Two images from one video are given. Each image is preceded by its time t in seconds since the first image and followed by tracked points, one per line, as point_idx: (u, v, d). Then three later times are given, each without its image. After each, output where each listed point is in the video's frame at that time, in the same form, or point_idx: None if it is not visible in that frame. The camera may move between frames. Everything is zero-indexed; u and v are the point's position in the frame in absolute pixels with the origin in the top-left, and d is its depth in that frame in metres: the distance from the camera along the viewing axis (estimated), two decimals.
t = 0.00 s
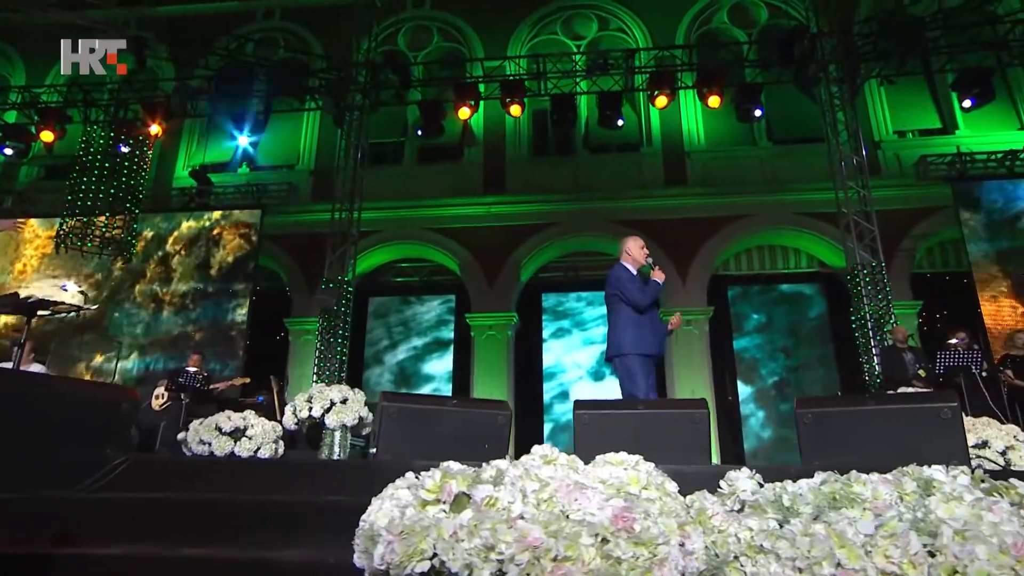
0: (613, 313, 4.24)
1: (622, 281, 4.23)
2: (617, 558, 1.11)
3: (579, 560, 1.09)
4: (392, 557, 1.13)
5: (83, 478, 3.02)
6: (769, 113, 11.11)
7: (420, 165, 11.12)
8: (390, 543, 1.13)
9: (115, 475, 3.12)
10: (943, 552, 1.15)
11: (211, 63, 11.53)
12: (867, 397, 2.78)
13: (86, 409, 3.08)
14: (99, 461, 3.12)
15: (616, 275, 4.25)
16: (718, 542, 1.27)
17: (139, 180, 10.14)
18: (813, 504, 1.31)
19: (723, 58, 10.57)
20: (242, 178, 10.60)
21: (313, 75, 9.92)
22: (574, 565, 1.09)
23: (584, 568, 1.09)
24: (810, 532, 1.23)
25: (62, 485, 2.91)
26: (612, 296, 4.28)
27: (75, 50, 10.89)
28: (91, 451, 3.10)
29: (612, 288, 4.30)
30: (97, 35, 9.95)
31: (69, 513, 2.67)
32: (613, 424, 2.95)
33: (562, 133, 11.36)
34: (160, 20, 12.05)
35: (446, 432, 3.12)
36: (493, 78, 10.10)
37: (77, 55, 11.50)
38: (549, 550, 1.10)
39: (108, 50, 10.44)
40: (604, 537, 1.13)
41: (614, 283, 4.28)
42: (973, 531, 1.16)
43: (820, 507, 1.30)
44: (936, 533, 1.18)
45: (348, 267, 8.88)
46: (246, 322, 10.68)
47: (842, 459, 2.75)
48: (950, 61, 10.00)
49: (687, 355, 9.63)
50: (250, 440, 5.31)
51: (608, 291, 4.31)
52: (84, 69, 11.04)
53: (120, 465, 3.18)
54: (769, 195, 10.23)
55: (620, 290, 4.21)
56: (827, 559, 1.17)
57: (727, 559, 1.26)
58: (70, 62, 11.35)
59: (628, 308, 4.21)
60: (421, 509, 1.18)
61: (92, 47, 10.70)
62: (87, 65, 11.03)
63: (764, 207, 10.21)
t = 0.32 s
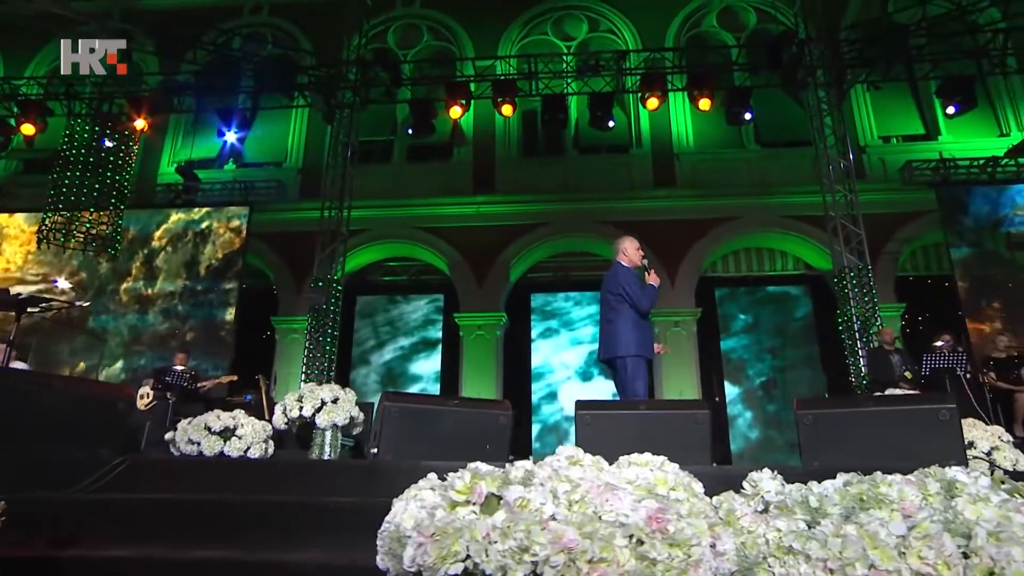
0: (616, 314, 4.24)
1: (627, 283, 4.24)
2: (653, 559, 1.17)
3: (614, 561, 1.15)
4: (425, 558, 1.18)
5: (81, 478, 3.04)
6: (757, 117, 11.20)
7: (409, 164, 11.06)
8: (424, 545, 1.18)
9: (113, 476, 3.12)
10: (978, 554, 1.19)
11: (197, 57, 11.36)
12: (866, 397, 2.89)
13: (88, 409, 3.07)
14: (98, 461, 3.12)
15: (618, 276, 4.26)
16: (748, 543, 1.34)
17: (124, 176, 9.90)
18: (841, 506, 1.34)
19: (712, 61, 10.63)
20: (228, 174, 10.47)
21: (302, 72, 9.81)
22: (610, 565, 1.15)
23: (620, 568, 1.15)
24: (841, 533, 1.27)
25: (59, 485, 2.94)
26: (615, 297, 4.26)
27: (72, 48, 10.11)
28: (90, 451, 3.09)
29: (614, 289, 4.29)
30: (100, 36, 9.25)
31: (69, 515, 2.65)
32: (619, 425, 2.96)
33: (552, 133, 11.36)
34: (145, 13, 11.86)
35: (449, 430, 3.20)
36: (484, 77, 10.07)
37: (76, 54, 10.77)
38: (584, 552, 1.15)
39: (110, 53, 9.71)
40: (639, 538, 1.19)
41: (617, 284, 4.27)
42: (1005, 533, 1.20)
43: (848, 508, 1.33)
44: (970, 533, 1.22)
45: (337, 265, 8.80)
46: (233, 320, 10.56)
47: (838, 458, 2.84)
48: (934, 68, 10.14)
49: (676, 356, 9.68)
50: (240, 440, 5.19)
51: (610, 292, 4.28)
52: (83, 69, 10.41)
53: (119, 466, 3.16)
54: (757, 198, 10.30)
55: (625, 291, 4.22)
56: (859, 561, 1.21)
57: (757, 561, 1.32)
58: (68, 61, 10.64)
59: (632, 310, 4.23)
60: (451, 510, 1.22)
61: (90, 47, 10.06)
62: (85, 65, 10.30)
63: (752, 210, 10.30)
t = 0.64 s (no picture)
0: (616, 313, 4.24)
1: (629, 283, 4.26)
2: (686, 561, 1.22)
3: (648, 562, 1.19)
4: (459, 560, 1.22)
5: (79, 479, 2.94)
6: (746, 121, 11.28)
7: (399, 163, 11.01)
8: (457, 547, 1.22)
9: (111, 476, 3.02)
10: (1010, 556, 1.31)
11: (182, 52, 11.19)
12: (865, 399, 2.97)
13: (88, 409, 3.06)
14: (92, 462, 3.03)
15: (619, 276, 4.28)
16: (777, 543, 1.46)
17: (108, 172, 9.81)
18: (867, 507, 1.45)
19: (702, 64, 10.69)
20: (213, 170, 10.34)
21: (291, 68, 9.72)
22: (643, 565, 1.19)
23: (653, 569, 1.19)
24: (870, 533, 1.37)
25: (57, 486, 2.84)
26: (616, 296, 4.26)
27: (75, 50, 9.76)
28: (83, 452, 3.01)
29: (615, 288, 4.28)
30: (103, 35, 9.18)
31: (69, 516, 2.62)
32: (618, 425, 2.97)
33: (542, 133, 11.36)
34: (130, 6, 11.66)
35: (450, 430, 3.22)
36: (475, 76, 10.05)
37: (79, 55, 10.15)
38: (619, 553, 1.19)
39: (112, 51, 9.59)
40: (674, 540, 1.24)
41: (618, 283, 4.28)
42: None
43: (872, 509, 1.44)
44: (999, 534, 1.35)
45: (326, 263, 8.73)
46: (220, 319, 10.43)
47: (838, 459, 2.92)
48: (919, 74, 10.29)
49: (664, 357, 9.74)
50: (230, 440, 5.11)
51: (611, 291, 4.27)
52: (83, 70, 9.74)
53: (116, 467, 3.08)
54: (744, 201, 10.39)
55: (627, 291, 4.23)
56: (890, 562, 1.30)
57: (786, 562, 1.44)
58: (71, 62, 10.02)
59: (631, 310, 4.26)
60: (482, 511, 1.26)
61: (91, 47, 9.68)
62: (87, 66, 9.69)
63: (740, 213, 10.39)
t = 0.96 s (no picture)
0: (613, 314, 4.25)
1: (630, 287, 4.27)
2: (720, 562, 1.33)
3: (683, 563, 1.30)
4: (494, 561, 1.32)
5: (78, 479, 2.91)
6: (734, 126, 11.35)
7: (389, 161, 10.95)
8: (492, 549, 1.33)
9: (111, 477, 2.99)
10: None
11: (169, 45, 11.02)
12: (863, 401, 3.02)
13: (87, 408, 3.02)
14: (91, 462, 2.99)
15: (622, 278, 4.29)
16: (803, 544, 1.56)
17: (92, 166, 9.77)
18: (892, 508, 1.57)
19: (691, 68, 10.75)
20: (199, 166, 10.18)
21: (280, 65, 9.63)
22: (679, 566, 1.29)
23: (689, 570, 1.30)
24: (898, 534, 1.49)
25: (54, 487, 2.81)
26: (615, 298, 4.27)
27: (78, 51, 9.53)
28: (80, 452, 2.96)
29: (615, 290, 4.29)
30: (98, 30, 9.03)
31: (68, 516, 2.58)
32: (619, 425, 2.98)
33: (532, 134, 11.36)
34: None
35: (451, 431, 3.22)
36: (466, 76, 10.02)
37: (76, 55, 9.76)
38: (656, 555, 1.29)
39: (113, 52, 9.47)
40: (709, 541, 1.35)
41: (619, 286, 4.29)
42: None
43: (897, 509, 1.57)
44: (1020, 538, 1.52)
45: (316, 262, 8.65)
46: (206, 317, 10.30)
47: (839, 459, 2.96)
48: (904, 81, 10.44)
49: (653, 358, 9.78)
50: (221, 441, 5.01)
51: (611, 292, 4.29)
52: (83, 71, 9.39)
53: (117, 468, 3.04)
54: (732, 204, 10.48)
55: (627, 294, 4.25)
56: (920, 563, 1.42)
57: (814, 562, 1.55)
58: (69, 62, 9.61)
59: (628, 313, 4.27)
60: (514, 512, 1.37)
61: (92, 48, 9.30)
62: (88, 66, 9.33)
63: (728, 216, 10.47)
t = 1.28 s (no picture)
0: (617, 314, 4.26)
1: (634, 288, 4.29)
2: (752, 561, 1.42)
3: (715, 562, 1.38)
4: (529, 561, 1.40)
5: (79, 479, 2.87)
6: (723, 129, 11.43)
7: (378, 159, 10.88)
8: (526, 548, 1.42)
9: (112, 477, 2.96)
10: None
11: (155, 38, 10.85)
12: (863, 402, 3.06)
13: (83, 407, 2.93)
14: (92, 461, 2.96)
15: (626, 279, 4.31)
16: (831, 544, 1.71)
17: (75, 158, 9.50)
18: (915, 508, 1.77)
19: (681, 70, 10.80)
20: (185, 161, 10.01)
21: (269, 61, 9.52)
22: (711, 566, 1.38)
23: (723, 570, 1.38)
24: (925, 535, 1.68)
25: (52, 487, 2.77)
26: (619, 299, 4.28)
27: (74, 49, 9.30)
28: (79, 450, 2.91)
29: (620, 291, 4.30)
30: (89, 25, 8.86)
31: (68, 517, 2.55)
32: (619, 425, 2.99)
33: (522, 133, 11.34)
34: None
35: (453, 431, 3.22)
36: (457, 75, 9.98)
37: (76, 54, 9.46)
38: (689, 554, 1.38)
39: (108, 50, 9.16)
40: (740, 541, 1.44)
41: (623, 287, 4.30)
42: None
43: (919, 510, 1.77)
44: None
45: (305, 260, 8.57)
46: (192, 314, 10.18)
47: (838, 459, 2.99)
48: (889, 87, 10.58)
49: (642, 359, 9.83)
50: (209, 439, 4.95)
51: (615, 293, 4.30)
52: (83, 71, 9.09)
53: (117, 467, 3.01)
54: (720, 206, 10.55)
55: (632, 295, 4.26)
56: (948, 563, 1.61)
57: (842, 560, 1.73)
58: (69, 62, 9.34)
59: (632, 314, 4.28)
60: (547, 511, 1.47)
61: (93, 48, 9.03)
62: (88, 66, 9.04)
63: (716, 218, 10.54)
